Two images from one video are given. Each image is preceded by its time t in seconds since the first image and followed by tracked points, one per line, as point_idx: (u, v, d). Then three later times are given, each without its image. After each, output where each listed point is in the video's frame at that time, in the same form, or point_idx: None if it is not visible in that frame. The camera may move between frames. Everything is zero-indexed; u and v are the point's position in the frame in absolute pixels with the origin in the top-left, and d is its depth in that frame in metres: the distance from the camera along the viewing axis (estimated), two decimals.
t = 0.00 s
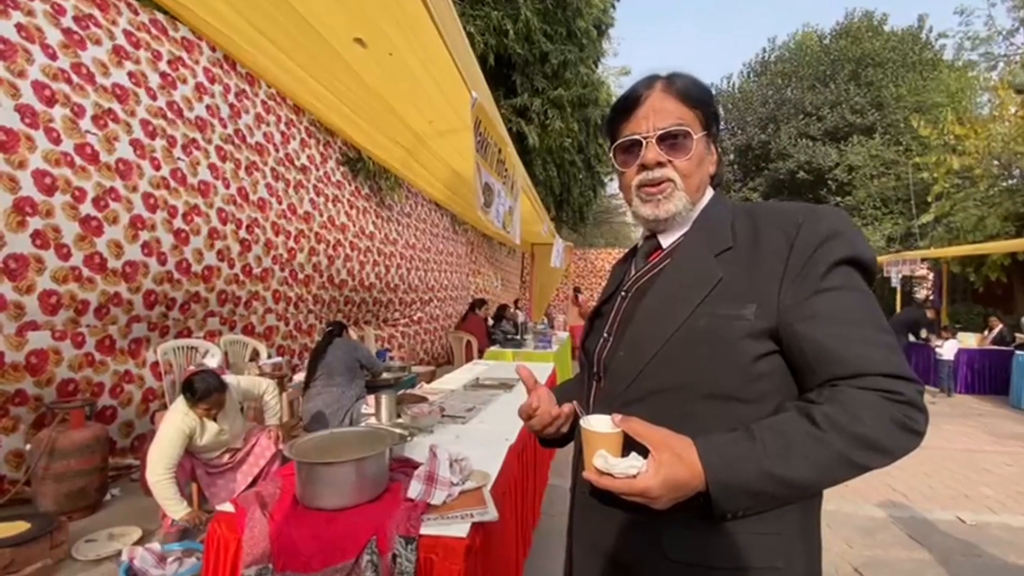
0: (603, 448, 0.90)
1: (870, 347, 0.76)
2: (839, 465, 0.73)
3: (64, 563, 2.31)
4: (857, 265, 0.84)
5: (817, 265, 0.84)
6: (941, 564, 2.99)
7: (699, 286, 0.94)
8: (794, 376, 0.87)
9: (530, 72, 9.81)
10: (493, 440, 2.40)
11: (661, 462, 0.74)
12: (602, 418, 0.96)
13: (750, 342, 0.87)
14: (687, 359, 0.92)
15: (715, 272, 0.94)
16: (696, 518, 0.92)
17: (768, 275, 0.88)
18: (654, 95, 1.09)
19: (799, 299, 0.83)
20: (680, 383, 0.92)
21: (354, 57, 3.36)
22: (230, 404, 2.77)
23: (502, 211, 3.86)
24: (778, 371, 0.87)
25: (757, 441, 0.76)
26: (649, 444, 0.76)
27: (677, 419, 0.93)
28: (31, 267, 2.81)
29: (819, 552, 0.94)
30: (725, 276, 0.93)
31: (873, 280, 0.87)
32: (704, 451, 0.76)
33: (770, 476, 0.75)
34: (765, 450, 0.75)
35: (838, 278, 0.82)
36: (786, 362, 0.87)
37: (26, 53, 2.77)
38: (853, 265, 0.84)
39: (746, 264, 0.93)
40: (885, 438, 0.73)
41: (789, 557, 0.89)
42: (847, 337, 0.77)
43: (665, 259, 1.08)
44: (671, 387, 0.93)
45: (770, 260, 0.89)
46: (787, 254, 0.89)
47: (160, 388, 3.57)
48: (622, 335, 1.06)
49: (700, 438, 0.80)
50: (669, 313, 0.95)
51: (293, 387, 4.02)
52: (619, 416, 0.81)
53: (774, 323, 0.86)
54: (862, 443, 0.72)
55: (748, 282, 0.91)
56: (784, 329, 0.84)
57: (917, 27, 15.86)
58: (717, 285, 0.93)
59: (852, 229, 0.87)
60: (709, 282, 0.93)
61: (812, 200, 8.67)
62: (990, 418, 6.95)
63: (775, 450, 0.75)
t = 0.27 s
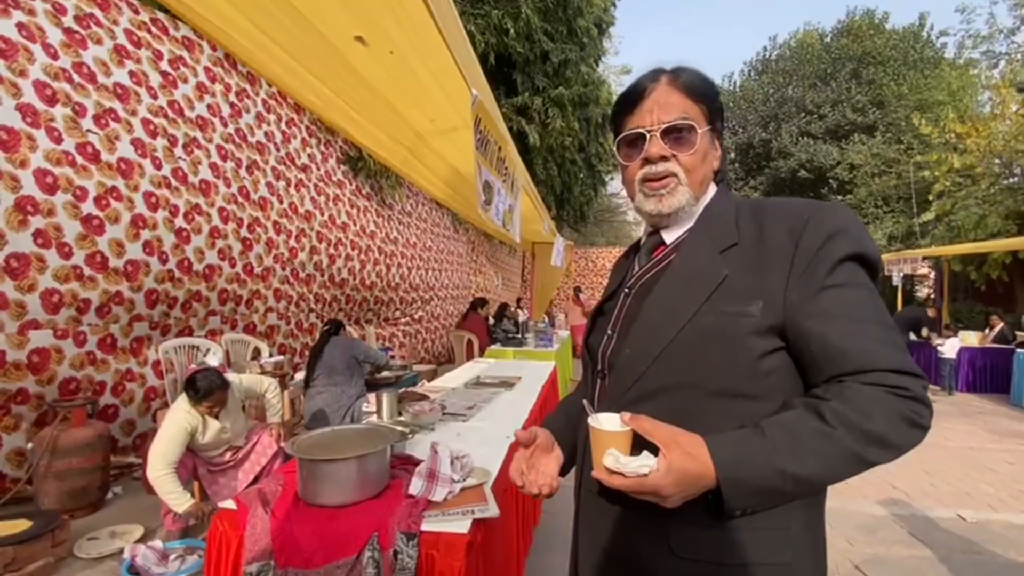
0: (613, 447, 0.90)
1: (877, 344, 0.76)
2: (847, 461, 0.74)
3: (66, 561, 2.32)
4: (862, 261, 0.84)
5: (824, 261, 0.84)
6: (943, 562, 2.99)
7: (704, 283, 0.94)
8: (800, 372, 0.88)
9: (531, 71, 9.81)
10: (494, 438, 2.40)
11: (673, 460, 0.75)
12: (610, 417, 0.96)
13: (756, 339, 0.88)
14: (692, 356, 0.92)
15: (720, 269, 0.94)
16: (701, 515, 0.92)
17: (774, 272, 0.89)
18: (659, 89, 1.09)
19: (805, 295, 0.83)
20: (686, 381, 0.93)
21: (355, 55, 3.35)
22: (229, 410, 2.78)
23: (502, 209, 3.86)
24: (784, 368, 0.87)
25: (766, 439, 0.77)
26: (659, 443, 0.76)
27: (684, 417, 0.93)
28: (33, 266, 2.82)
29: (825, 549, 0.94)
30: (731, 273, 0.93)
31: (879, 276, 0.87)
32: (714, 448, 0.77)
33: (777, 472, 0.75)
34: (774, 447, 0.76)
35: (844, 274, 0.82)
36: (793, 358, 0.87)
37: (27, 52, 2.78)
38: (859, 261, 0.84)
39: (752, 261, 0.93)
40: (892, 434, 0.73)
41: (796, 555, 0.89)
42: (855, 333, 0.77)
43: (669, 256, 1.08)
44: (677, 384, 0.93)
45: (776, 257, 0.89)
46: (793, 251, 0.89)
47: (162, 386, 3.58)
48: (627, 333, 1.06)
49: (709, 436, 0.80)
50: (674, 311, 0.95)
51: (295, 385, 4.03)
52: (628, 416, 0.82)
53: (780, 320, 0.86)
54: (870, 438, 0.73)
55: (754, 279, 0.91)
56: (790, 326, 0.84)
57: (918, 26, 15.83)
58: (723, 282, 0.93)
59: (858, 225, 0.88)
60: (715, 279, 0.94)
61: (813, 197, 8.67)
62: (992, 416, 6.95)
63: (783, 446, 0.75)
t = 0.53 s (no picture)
0: (617, 447, 0.87)
1: (886, 335, 0.75)
2: (858, 456, 0.72)
3: (65, 561, 2.31)
4: (868, 250, 0.82)
5: (829, 251, 0.82)
6: (946, 560, 2.98)
7: (708, 277, 0.92)
8: (806, 366, 0.86)
9: (531, 70, 9.79)
10: (495, 435, 2.39)
11: (678, 459, 0.73)
12: (614, 416, 0.94)
13: (762, 333, 0.86)
14: (697, 351, 0.90)
15: (723, 262, 0.93)
16: (708, 515, 0.90)
17: (778, 263, 0.87)
18: (657, 78, 1.08)
19: (811, 287, 0.81)
20: (690, 376, 0.91)
21: (353, 50, 3.34)
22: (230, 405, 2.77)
23: (502, 206, 3.84)
24: (790, 362, 0.86)
25: (774, 435, 0.75)
26: (666, 443, 0.75)
27: (690, 414, 0.91)
28: (31, 265, 2.81)
29: (833, 547, 0.93)
30: (734, 265, 0.92)
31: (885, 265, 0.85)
32: (722, 446, 0.75)
33: (786, 468, 0.73)
34: (783, 443, 0.74)
35: (850, 264, 0.80)
36: (798, 351, 0.85)
37: (25, 50, 2.77)
38: (865, 250, 0.83)
39: (755, 252, 0.91)
40: (904, 427, 0.72)
41: (804, 553, 0.88)
42: (863, 324, 0.75)
43: (670, 250, 1.07)
44: (681, 381, 0.92)
45: (780, 248, 0.88)
46: (797, 241, 0.87)
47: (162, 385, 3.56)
48: (628, 329, 1.05)
49: (716, 433, 0.79)
50: (677, 305, 0.94)
51: (295, 384, 4.02)
52: (631, 414, 0.81)
53: (786, 313, 0.84)
54: (881, 432, 0.71)
55: (758, 271, 0.89)
56: (796, 319, 0.82)
57: (919, 24, 15.79)
58: (726, 275, 0.92)
59: (863, 213, 0.86)
60: (718, 272, 0.92)
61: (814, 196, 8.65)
62: (995, 414, 6.92)
63: (791, 442, 0.74)
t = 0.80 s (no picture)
0: (610, 453, 0.90)
1: (881, 339, 0.75)
2: (853, 462, 0.72)
3: (64, 564, 2.31)
4: (864, 253, 0.82)
5: (824, 255, 0.82)
6: (945, 561, 2.98)
7: (702, 281, 0.93)
8: (801, 370, 0.86)
9: (529, 71, 9.79)
10: (495, 438, 2.39)
11: (672, 464, 0.74)
12: (606, 420, 0.95)
13: (756, 337, 0.86)
14: (691, 355, 0.91)
15: (718, 265, 0.93)
16: (706, 520, 0.90)
17: (772, 267, 0.87)
18: (651, 84, 1.08)
19: (806, 291, 0.82)
20: (685, 380, 0.91)
21: (351, 53, 3.34)
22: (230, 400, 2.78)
23: (501, 208, 3.84)
24: (785, 366, 0.86)
25: (768, 440, 0.75)
26: (659, 448, 0.76)
27: (684, 420, 0.91)
28: (30, 268, 2.81)
29: (829, 552, 0.93)
30: (729, 269, 0.92)
31: (880, 268, 0.85)
32: (716, 452, 0.75)
33: (781, 474, 0.74)
34: (777, 448, 0.74)
35: (844, 268, 0.80)
36: (792, 356, 0.86)
37: (24, 53, 2.77)
38: (859, 254, 0.83)
39: (749, 256, 0.92)
40: (899, 432, 0.72)
41: (800, 558, 0.88)
42: (857, 329, 0.76)
43: (665, 253, 1.07)
44: (675, 386, 0.92)
45: (775, 252, 0.88)
46: (792, 245, 0.88)
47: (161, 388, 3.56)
48: (623, 333, 1.05)
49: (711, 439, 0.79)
50: (671, 310, 0.94)
51: (294, 386, 4.02)
52: (625, 420, 0.82)
53: (780, 317, 0.85)
54: (876, 437, 0.71)
55: (752, 275, 0.89)
56: (791, 323, 0.83)
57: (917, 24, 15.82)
58: (721, 279, 0.92)
59: (857, 217, 0.86)
60: (712, 276, 0.92)
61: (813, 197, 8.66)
62: (994, 415, 6.92)
63: (786, 447, 0.74)
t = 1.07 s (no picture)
0: (606, 451, 0.91)
1: (880, 341, 0.75)
2: (853, 464, 0.72)
3: (66, 567, 2.31)
4: (864, 255, 0.83)
5: (824, 257, 0.82)
6: (948, 561, 2.98)
7: (701, 282, 0.93)
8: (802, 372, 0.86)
9: (529, 73, 9.81)
10: (495, 441, 2.39)
11: (666, 464, 0.75)
12: (603, 420, 0.96)
13: (755, 339, 0.86)
14: (690, 355, 0.91)
15: (717, 267, 0.93)
16: (707, 523, 0.90)
17: (771, 269, 0.88)
18: (647, 88, 1.09)
19: (804, 293, 0.82)
20: (684, 382, 0.92)
21: (351, 56, 3.34)
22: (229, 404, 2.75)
23: (502, 211, 3.85)
24: (785, 368, 0.86)
25: (765, 441, 0.76)
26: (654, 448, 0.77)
27: (684, 420, 0.92)
28: (32, 271, 2.81)
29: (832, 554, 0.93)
30: (727, 271, 0.92)
31: (881, 270, 0.86)
32: (712, 453, 0.75)
33: (779, 476, 0.74)
34: (774, 450, 0.75)
35: (844, 269, 0.81)
36: (792, 358, 0.86)
37: (26, 57, 2.77)
38: (860, 256, 0.83)
39: (749, 258, 0.92)
40: (899, 435, 0.72)
41: (803, 560, 0.89)
42: (856, 330, 0.76)
43: (665, 255, 1.08)
44: (674, 387, 0.92)
45: (774, 254, 0.89)
46: (791, 247, 0.88)
47: (162, 391, 3.57)
48: (622, 334, 1.06)
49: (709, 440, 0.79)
50: (670, 311, 0.95)
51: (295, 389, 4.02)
52: (621, 419, 0.83)
53: (779, 319, 0.85)
54: (875, 440, 0.71)
55: (751, 277, 0.90)
56: (790, 325, 0.83)
57: (915, 25, 15.86)
58: (720, 281, 0.92)
59: (857, 218, 0.86)
60: (712, 277, 0.93)
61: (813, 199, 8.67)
62: (994, 415, 6.93)
63: (784, 449, 0.74)
